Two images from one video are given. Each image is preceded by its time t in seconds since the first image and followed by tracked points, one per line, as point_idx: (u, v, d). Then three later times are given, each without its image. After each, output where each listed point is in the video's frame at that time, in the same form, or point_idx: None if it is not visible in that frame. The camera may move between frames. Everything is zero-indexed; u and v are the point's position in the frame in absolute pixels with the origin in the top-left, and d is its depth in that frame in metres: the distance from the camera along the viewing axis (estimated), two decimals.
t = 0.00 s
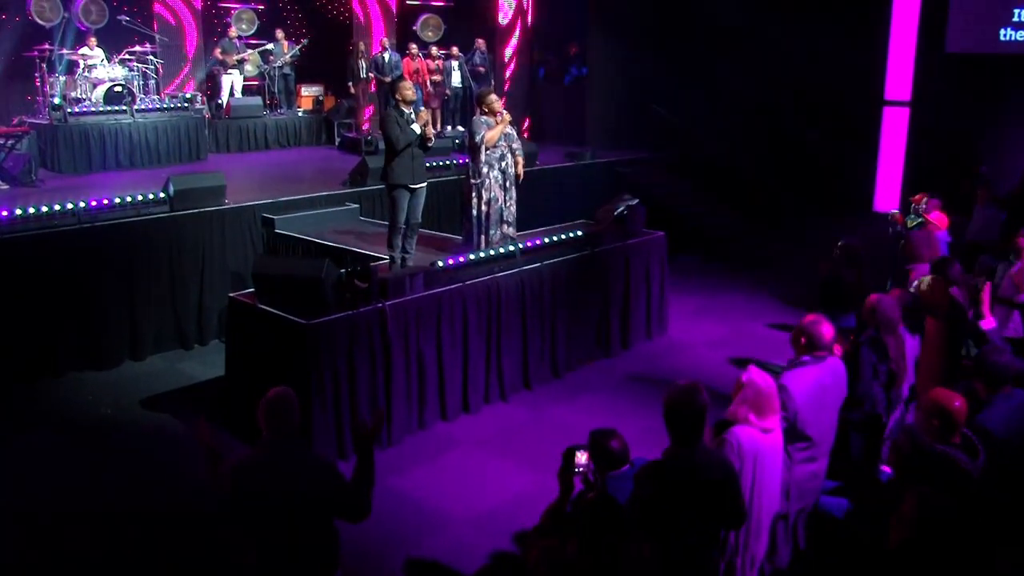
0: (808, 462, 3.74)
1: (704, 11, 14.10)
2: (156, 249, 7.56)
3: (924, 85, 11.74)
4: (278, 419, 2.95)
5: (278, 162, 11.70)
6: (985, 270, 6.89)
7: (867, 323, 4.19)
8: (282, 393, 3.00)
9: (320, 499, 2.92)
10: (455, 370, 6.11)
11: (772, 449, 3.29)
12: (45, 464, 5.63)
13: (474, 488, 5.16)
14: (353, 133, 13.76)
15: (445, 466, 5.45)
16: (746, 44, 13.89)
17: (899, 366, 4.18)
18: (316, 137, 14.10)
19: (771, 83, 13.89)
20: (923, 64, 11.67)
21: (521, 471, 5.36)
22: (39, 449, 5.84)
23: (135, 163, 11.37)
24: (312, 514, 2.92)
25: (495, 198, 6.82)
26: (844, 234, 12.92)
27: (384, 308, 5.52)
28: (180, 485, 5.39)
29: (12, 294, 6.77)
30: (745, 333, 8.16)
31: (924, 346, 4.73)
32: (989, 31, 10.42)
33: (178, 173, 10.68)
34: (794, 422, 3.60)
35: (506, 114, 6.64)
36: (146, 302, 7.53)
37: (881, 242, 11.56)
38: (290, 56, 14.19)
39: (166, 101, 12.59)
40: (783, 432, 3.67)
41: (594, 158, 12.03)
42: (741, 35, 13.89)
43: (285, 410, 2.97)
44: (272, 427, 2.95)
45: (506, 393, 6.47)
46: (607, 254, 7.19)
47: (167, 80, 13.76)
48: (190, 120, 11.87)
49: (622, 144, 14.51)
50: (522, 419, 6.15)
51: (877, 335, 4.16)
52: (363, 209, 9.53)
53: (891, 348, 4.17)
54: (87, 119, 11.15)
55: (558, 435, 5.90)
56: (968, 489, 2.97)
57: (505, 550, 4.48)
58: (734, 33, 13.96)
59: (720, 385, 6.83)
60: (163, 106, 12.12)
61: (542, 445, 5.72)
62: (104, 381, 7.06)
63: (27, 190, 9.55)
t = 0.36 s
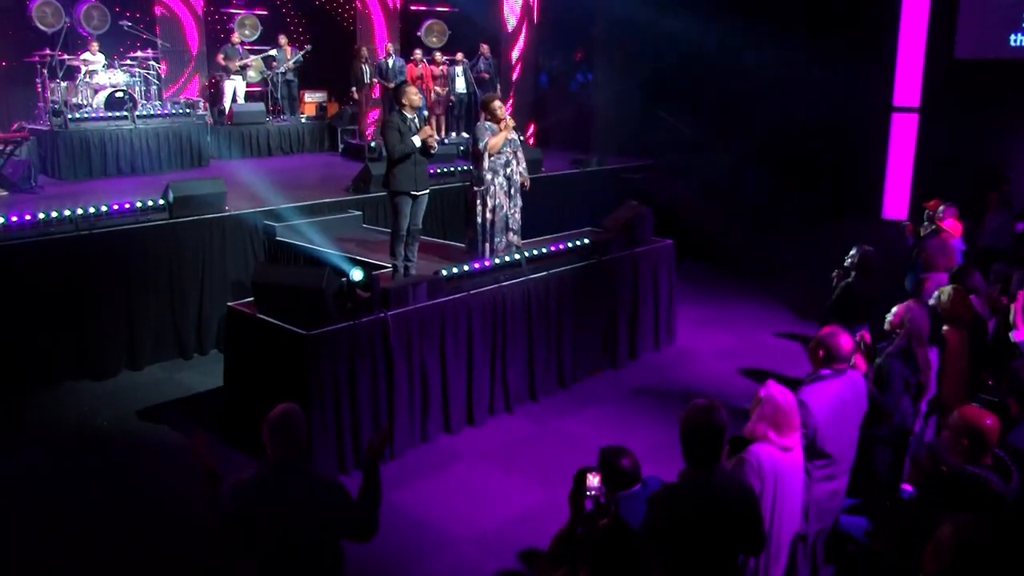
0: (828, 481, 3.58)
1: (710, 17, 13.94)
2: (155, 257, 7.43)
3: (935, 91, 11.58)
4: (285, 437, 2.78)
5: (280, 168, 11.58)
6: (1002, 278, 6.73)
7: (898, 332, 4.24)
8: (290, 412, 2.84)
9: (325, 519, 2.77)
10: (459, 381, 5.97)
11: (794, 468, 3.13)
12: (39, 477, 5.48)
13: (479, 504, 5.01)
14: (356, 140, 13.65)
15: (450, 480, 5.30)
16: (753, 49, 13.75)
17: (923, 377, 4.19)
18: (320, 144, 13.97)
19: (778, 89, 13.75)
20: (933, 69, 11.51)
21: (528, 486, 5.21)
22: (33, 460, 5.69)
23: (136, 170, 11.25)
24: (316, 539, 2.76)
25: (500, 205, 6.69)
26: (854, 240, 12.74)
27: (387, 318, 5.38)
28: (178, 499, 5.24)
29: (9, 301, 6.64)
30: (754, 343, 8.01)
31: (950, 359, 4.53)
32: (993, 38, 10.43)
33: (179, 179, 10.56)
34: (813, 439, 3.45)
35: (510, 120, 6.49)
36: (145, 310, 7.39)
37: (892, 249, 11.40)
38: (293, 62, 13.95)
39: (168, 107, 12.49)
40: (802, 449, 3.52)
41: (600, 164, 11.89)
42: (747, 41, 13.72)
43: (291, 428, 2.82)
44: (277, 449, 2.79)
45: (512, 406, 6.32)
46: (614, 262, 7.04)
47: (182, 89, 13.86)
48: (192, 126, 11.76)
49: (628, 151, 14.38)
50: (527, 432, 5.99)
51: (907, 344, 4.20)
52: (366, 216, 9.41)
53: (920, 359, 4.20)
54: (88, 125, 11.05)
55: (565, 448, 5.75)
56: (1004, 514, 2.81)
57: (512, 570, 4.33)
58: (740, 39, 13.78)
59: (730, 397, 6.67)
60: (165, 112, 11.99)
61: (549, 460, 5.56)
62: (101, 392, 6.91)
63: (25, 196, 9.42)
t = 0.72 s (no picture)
0: (849, 501, 3.42)
1: (716, 22, 13.79)
2: (154, 265, 7.29)
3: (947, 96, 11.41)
4: (291, 458, 2.59)
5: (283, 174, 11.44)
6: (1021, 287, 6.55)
7: (927, 344, 4.27)
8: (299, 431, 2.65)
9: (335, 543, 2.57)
10: (464, 393, 5.82)
11: (817, 488, 2.97)
12: (32, 493, 5.29)
13: (484, 521, 4.84)
14: (359, 146, 13.51)
15: (454, 496, 5.14)
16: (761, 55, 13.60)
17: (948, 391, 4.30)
18: (323, 149, 13.84)
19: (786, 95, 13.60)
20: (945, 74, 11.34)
21: (535, 502, 5.05)
22: (26, 474, 5.53)
23: (137, 176, 11.11)
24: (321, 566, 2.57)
25: (507, 212, 6.54)
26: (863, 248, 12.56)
27: (390, 329, 5.24)
28: (174, 514, 5.07)
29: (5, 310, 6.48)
30: (764, 353, 7.84)
31: (972, 372, 4.39)
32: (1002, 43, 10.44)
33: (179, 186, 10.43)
34: (836, 457, 3.30)
35: (515, 124, 6.35)
36: (143, 319, 7.24)
37: (902, 257, 11.22)
38: (296, 68, 14.00)
39: (169, 112, 12.37)
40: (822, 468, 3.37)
41: (606, 171, 11.74)
42: (755, 46, 13.53)
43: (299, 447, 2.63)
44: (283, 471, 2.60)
45: (517, 418, 6.16)
46: (622, 271, 6.90)
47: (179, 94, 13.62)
48: (194, 132, 11.63)
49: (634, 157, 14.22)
50: (534, 446, 5.83)
51: (935, 356, 4.25)
52: (369, 223, 9.27)
53: (945, 372, 4.32)
54: (88, 131, 10.92)
55: (573, 462, 5.59)
56: None
57: None
58: (748, 44, 13.61)
59: (741, 410, 6.51)
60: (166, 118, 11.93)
61: (555, 475, 5.39)
62: (99, 403, 6.74)
63: (24, 203, 9.29)
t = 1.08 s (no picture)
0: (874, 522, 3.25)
1: (723, 28, 13.67)
2: (153, 273, 7.16)
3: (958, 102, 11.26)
4: (296, 477, 2.54)
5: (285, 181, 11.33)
6: None
7: (952, 357, 4.13)
8: (302, 453, 2.62)
9: (339, 572, 2.41)
10: (469, 405, 5.67)
11: (844, 512, 2.82)
12: (24, 506, 5.13)
13: (489, 538, 4.69)
14: (363, 153, 13.39)
15: (459, 512, 4.99)
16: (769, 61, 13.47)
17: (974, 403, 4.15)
18: (326, 156, 13.72)
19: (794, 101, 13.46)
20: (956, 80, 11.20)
21: (542, 519, 4.89)
22: (19, 487, 5.38)
23: (138, 182, 11.00)
24: None
25: (513, 219, 6.40)
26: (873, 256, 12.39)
27: (394, 339, 5.09)
28: (171, 529, 4.91)
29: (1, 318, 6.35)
30: (775, 363, 7.68)
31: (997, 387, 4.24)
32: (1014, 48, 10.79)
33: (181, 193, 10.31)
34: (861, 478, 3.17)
35: (521, 130, 6.22)
36: (143, 328, 7.11)
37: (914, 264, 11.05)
38: (299, 74, 14.05)
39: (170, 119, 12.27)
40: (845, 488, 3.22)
41: (613, 178, 11.61)
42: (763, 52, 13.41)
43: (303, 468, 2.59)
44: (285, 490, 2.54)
45: (524, 430, 6.01)
46: (630, 280, 6.75)
47: (178, 98, 13.43)
48: (196, 138, 11.51)
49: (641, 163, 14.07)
50: (541, 459, 5.68)
51: (960, 370, 4.11)
52: (373, 230, 9.14)
53: (971, 384, 4.14)
54: (89, 136, 10.82)
55: (581, 476, 5.44)
56: None
57: None
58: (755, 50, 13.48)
59: (753, 422, 6.35)
60: (168, 124, 11.83)
61: (564, 490, 5.24)
62: (96, 414, 6.60)
63: (22, 210, 9.17)
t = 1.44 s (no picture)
0: (900, 545, 3.10)
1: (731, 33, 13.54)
2: (152, 281, 7.02)
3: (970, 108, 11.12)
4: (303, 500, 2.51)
5: (288, 189, 11.20)
6: None
7: (977, 369, 4.02)
8: (306, 473, 2.60)
9: None
10: (475, 418, 5.52)
11: (873, 537, 2.66)
12: (17, 519, 4.99)
13: (495, 556, 4.54)
14: (366, 159, 13.26)
15: (465, 528, 4.84)
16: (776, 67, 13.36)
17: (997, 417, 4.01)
18: (330, 163, 13.61)
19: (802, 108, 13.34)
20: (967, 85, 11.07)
21: (549, 536, 4.74)
22: (13, 499, 5.23)
23: (139, 189, 10.88)
24: None
25: (519, 227, 6.25)
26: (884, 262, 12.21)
27: (398, 350, 4.95)
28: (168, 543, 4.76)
29: None
30: (784, 374, 7.53)
31: None
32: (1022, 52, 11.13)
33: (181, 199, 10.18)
34: (887, 497, 3.00)
35: (525, 135, 6.10)
36: (141, 337, 6.97)
37: (924, 272, 10.89)
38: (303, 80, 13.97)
39: (172, 125, 12.15)
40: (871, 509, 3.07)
41: (619, 185, 11.47)
42: (770, 59, 13.30)
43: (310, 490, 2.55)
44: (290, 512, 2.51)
45: (530, 443, 5.86)
46: (638, 289, 6.61)
47: (177, 103, 13.31)
48: (199, 144, 11.40)
49: (647, 170, 13.94)
50: (548, 474, 5.53)
51: (984, 384, 3.98)
52: (376, 238, 9.01)
53: (995, 398, 4.02)
54: (90, 143, 10.70)
55: (589, 491, 5.28)
56: None
57: None
58: (763, 57, 13.37)
59: (765, 435, 6.18)
60: (170, 130, 11.73)
61: (572, 506, 5.09)
62: (92, 425, 6.45)
63: (22, 217, 9.04)
